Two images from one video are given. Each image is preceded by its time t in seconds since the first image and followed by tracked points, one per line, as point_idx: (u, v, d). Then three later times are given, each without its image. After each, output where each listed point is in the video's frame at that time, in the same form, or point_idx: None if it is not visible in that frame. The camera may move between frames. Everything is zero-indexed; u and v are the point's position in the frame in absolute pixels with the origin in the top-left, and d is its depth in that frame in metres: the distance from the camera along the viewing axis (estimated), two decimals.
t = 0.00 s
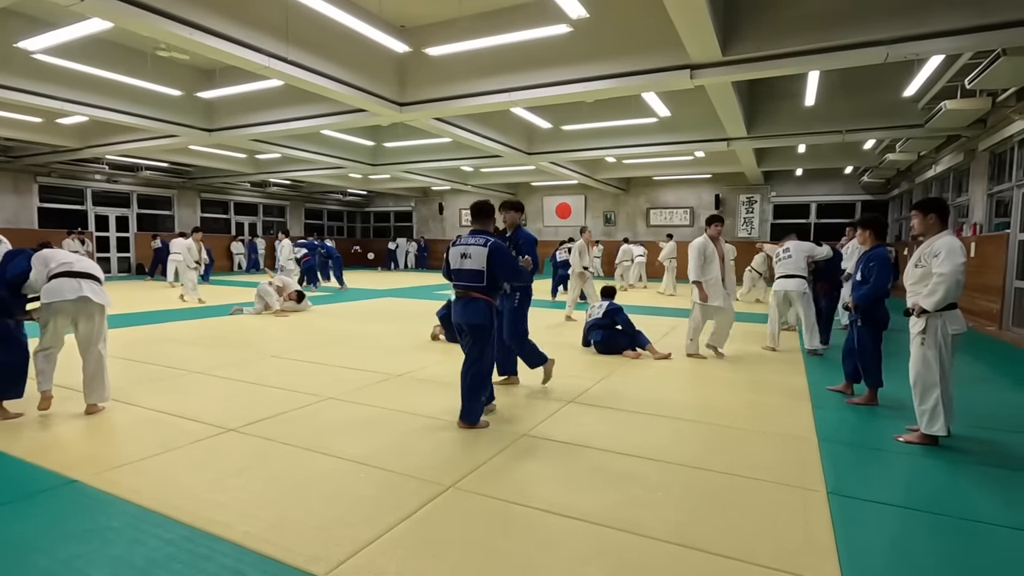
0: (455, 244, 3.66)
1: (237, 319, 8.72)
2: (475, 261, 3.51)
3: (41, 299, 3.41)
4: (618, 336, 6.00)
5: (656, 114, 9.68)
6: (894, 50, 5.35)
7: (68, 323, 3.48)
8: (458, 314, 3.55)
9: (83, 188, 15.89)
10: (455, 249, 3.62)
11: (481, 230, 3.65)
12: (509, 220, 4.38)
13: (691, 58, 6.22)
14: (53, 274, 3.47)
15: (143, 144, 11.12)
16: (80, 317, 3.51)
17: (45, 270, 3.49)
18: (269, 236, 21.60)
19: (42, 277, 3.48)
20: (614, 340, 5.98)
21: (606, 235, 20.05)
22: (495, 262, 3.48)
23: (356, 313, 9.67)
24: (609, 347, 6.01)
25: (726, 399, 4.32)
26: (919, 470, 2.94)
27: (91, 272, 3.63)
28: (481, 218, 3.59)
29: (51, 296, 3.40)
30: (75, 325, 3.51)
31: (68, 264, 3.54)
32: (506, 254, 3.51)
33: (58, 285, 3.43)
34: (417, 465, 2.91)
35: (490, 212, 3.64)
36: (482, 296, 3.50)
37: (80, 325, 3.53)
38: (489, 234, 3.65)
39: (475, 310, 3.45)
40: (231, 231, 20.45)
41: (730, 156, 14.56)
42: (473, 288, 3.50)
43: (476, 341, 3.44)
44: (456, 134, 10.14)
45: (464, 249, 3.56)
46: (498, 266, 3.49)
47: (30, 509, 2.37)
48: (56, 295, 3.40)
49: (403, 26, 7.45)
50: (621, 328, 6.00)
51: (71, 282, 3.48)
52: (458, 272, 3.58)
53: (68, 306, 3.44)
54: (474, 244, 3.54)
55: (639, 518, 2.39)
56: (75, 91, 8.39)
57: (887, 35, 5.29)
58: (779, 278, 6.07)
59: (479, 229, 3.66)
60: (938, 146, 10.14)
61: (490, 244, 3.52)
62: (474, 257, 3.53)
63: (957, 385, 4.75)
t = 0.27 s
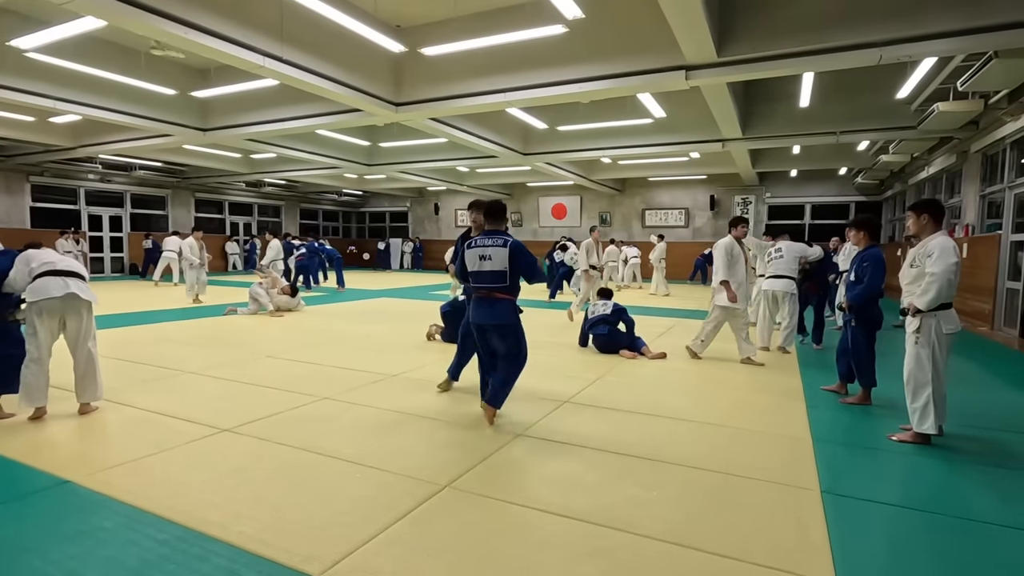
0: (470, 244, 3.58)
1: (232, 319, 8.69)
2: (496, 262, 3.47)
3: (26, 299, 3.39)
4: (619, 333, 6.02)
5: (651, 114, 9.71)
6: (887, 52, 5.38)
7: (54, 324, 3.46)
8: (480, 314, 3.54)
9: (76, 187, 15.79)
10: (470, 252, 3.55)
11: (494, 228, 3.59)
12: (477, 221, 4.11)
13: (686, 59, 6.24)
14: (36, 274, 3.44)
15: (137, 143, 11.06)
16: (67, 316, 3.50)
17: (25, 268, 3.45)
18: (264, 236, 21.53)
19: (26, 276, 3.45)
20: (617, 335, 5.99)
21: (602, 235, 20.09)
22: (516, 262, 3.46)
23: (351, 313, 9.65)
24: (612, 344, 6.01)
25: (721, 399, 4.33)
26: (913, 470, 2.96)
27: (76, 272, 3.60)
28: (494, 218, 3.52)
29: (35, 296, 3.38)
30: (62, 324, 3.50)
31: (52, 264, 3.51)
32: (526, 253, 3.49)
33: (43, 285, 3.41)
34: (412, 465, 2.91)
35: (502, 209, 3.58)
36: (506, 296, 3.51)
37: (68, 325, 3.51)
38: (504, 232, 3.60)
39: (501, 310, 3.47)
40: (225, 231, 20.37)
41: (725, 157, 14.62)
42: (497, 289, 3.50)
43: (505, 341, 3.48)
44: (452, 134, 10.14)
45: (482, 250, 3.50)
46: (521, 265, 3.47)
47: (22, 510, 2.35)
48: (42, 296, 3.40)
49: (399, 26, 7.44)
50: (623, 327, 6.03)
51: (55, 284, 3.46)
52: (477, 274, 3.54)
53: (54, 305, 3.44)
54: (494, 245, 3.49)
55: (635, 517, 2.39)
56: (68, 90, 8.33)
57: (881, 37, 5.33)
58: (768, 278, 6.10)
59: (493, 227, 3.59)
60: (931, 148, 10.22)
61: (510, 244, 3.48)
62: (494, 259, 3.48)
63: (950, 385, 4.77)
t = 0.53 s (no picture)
0: (499, 246, 3.51)
1: (227, 319, 8.65)
2: (530, 265, 3.47)
3: (7, 299, 3.39)
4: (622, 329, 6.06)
5: (647, 115, 9.72)
6: (882, 54, 5.40)
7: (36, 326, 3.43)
8: (508, 316, 3.48)
9: (70, 187, 15.70)
10: (501, 254, 3.48)
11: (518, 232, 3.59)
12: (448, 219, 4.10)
13: (682, 60, 6.25)
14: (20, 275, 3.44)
15: (131, 143, 11.01)
16: (48, 318, 3.47)
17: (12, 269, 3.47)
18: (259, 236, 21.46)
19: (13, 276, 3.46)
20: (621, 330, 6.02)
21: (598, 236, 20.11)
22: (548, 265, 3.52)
23: (347, 313, 9.63)
24: (615, 334, 5.98)
25: (716, 399, 4.34)
26: (908, 470, 2.96)
27: (61, 272, 3.57)
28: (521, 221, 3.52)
29: (16, 295, 3.37)
30: (46, 326, 3.47)
31: (38, 264, 3.51)
32: (554, 256, 3.58)
33: (24, 285, 3.40)
34: (407, 466, 2.90)
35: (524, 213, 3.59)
36: (537, 299, 3.53)
37: (50, 326, 3.49)
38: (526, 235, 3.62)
39: (535, 312, 3.50)
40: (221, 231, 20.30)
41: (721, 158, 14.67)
42: (528, 291, 3.50)
43: (538, 342, 3.52)
44: (448, 134, 10.13)
45: (514, 252, 3.47)
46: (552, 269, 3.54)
47: (13, 511, 2.33)
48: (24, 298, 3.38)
49: (396, 26, 7.43)
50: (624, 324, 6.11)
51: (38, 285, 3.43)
52: (506, 276, 3.49)
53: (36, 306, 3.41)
54: (526, 249, 3.49)
55: (630, 518, 2.39)
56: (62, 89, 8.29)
57: (875, 39, 5.35)
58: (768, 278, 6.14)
59: (518, 230, 3.58)
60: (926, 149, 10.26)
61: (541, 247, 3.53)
62: (528, 262, 3.48)
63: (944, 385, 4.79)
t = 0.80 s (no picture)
0: (537, 243, 3.34)
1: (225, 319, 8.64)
2: (566, 264, 3.41)
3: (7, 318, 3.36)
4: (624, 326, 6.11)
5: (645, 115, 9.73)
6: (879, 54, 5.41)
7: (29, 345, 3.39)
8: (545, 316, 3.35)
9: (67, 187, 15.65)
10: (540, 251, 3.32)
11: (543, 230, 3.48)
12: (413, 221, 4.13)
13: (680, 61, 6.25)
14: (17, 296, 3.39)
15: (128, 143, 10.98)
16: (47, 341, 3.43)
17: (19, 285, 3.46)
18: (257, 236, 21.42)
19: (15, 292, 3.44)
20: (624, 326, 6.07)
21: (596, 236, 20.12)
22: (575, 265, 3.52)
23: (344, 313, 9.61)
24: (625, 328, 5.98)
25: (715, 399, 4.33)
26: (905, 470, 2.97)
27: (63, 296, 3.53)
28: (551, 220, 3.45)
29: (15, 317, 3.34)
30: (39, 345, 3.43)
31: (44, 284, 3.48)
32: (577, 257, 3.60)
33: (23, 308, 3.36)
34: (404, 466, 2.90)
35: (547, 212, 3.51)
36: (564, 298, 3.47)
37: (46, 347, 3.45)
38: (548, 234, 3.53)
39: (565, 311, 3.45)
40: (218, 231, 20.25)
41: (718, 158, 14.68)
42: (558, 290, 3.42)
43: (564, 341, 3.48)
44: (446, 134, 10.13)
45: (553, 251, 3.36)
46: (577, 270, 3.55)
47: (9, 512, 2.32)
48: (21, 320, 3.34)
49: (393, 26, 7.43)
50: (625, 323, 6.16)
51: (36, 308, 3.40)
52: (545, 274, 3.33)
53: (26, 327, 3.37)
54: (560, 248, 3.42)
55: (628, 518, 2.39)
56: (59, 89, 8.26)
57: (872, 39, 5.36)
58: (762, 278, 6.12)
59: (546, 229, 3.47)
60: (922, 150, 10.29)
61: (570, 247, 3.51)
62: (564, 261, 3.41)
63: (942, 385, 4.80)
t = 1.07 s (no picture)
0: (554, 244, 3.21)
1: (224, 320, 8.63)
2: (581, 266, 3.30)
3: None
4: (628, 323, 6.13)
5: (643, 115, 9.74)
6: (878, 54, 5.41)
7: None
8: (564, 320, 3.24)
9: (65, 187, 15.63)
10: (557, 253, 3.19)
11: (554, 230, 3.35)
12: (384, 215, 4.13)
13: (678, 61, 6.26)
14: None
15: (127, 143, 10.97)
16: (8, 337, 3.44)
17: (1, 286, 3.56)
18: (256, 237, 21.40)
19: None
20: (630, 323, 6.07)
21: (595, 236, 20.13)
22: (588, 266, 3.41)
23: (343, 313, 9.61)
24: (632, 324, 5.98)
25: (714, 399, 4.34)
26: (906, 469, 2.97)
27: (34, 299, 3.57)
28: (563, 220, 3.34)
29: None
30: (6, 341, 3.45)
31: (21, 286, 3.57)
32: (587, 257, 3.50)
33: None
34: (403, 467, 2.90)
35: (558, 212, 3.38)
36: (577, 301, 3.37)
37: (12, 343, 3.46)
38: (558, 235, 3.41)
39: (578, 314, 3.35)
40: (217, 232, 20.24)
41: (717, 158, 14.69)
42: (573, 292, 3.31)
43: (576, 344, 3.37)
44: (445, 135, 10.13)
45: (570, 252, 3.24)
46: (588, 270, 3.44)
47: (8, 513, 2.32)
48: None
49: (392, 26, 7.43)
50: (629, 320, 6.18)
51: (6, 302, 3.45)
52: (563, 276, 3.20)
53: None
54: (574, 248, 3.31)
55: (627, 517, 2.40)
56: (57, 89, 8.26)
57: (871, 39, 5.36)
58: (757, 279, 6.15)
59: (558, 229, 3.34)
60: (921, 150, 10.31)
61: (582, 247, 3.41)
62: (579, 262, 3.30)
63: (941, 385, 4.81)
